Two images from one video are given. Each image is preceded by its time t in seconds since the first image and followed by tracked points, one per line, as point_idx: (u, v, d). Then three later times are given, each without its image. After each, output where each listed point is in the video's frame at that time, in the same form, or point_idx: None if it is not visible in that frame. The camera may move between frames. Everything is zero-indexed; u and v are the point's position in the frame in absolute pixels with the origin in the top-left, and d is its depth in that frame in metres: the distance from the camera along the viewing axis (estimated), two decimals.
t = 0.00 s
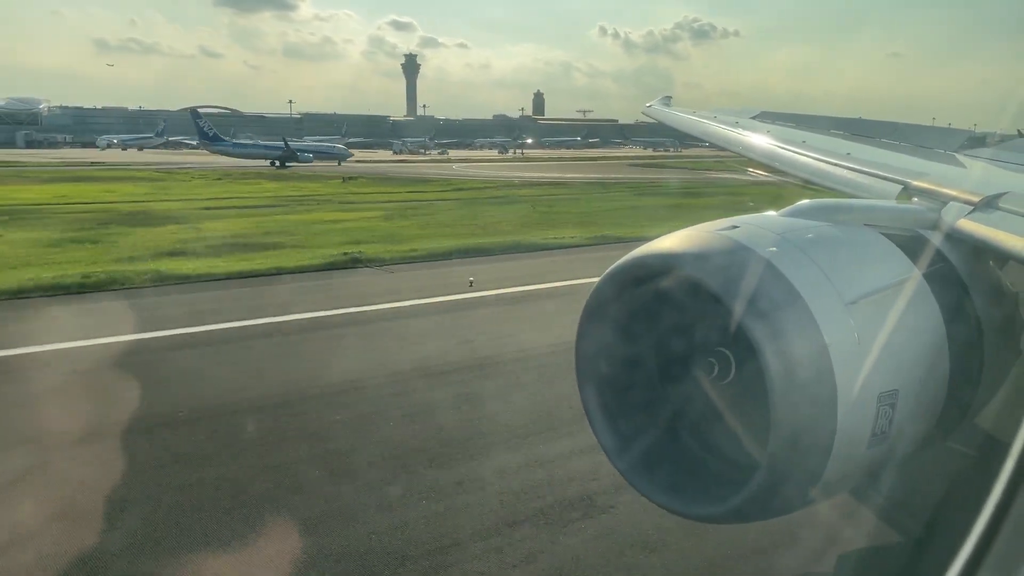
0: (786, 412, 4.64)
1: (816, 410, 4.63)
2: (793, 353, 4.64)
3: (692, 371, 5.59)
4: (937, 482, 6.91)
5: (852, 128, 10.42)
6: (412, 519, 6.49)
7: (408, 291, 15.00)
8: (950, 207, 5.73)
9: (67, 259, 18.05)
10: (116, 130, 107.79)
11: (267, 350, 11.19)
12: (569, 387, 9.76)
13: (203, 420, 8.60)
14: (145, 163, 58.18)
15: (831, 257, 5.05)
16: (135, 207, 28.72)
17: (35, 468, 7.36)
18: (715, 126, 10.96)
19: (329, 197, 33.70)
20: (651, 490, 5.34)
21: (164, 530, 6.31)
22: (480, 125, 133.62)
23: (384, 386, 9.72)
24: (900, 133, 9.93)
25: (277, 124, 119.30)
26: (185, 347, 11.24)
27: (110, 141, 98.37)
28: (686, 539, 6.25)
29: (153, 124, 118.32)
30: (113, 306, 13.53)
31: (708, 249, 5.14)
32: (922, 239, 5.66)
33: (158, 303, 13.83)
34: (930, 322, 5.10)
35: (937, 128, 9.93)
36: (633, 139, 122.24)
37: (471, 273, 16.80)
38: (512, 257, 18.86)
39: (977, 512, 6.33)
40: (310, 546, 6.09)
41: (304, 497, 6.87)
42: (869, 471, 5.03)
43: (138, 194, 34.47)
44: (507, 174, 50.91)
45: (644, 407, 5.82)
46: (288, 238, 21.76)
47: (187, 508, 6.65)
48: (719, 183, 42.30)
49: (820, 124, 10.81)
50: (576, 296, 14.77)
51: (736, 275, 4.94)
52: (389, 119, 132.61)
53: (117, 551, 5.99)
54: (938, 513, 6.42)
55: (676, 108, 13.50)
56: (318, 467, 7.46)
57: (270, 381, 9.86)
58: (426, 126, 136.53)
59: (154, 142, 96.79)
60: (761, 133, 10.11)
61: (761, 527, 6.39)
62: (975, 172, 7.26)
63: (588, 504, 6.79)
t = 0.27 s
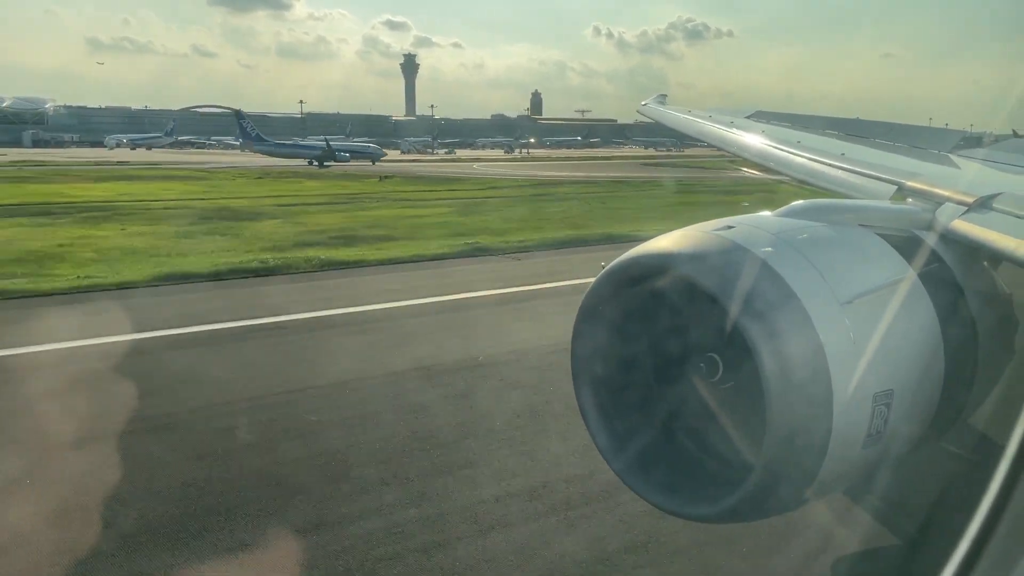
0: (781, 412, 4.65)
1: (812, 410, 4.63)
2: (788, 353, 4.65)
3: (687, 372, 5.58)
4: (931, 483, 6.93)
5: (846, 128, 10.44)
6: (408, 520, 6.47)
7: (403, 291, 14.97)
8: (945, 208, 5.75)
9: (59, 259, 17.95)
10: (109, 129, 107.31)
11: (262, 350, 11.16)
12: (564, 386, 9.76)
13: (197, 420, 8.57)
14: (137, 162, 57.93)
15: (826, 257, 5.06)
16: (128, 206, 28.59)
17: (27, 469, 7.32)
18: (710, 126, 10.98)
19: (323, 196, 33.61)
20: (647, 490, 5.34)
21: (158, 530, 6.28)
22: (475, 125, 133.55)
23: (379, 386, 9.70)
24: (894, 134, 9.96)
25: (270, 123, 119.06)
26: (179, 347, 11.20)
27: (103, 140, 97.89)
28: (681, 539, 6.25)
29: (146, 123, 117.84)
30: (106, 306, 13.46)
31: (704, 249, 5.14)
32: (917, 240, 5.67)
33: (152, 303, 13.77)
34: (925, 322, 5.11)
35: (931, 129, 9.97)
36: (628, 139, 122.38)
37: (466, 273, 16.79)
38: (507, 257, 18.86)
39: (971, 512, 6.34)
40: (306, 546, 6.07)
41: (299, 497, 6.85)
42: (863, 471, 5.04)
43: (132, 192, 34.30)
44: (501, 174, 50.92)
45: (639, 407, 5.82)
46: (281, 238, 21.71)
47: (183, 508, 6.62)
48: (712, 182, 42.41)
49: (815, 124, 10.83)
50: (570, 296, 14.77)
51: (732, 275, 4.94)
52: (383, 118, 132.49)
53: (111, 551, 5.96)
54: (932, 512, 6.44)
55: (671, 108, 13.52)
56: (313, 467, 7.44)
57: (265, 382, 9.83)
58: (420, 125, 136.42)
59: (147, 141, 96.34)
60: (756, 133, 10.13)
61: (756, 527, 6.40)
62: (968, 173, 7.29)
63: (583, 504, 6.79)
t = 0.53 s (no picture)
0: (777, 413, 4.66)
1: (807, 411, 4.65)
2: (783, 354, 4.66)
3: (683, 373, 5.59)
4: (925, 483, 6.95)
5: (841, 129, 10.48)
6: (403, 520, 6.47)
7: (398, 291, 14.96)
8: (939, 209, 5.77)
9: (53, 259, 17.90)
10: (103, 129, 106.95)
11: (257, 350, 11.13)
12: (560, 386, 9.76)
13: (192, 421, 8.55)
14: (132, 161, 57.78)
15: (821, 259, 5.07)
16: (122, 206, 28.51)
17: (22, 470, 7.29)
18: (705, 127, 11.00)
19: (318, 196, 33.56)
20: (643, 490, 5.35)
21: (153, 531, 6.26)
22: (470, 124, 133.50)
23: (375, 386, 9.69)
24: (889, 135, 9.99)
25: (266, 123, 118.80)
26: (174, 347, 11.17)
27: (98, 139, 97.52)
28: (677, 539, 6.26)
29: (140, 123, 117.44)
30: (101, 307, 13.43)
31: (699, 251, 5.15)
32: (911, 241, 5.69)
33: (147, 303, 13.74)
34: (919, 323, 5.13)
35: (925, 130, 10.01)
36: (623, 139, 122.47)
37: (461, 273, 16.78)
38: (503, 257, 18.85)
39: (965, 512, 6.36)
40: (302, 546, 6.07)
41: (295, 498, 6.84)
42: (858, 472, 5.05)
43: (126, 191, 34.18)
44: (496, 173, 50.88)
45: (636, 408, 5.83)
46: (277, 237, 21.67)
47: (178, 509, 6.61)
48: (708, 182, 42.47)
49: (809, 125, 10.86)
50: (566, 296, 14.78)
51: (727, 277, 4.95)
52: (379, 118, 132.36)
53: (107, 552, 5.96)
54: (927, 512, 6.47)
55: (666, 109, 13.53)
56: (309, 468, 7.43)
57: (260, 382, 9.82)
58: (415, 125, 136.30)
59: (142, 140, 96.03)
60: (751, 135, 10.15)
61: (751, 527, 6.42)
62: (962, 174, 7.32)
63: (579, 504, 6.80)
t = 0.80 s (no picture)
0: (775, 413, 4.65)
1: (805, 411, 4.64)
2: (781, 354, 4.65)
3: (681, 373, 5.58)
4: (923, 483, 6.95)
5: (838, 130, 10.48)
6: (400, 521, 6.46)
7: (396, 291, 14.94)
8: (938, 209, 5.77)
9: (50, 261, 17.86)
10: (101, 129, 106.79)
11: (254, 351, 11.11)
12: (558, 387, 9.75)
13: (189, 422, 8.53)
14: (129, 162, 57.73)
15: (819, 259, 5.07)
16: (119, 207, 28.46)
17: (18, 472, 7.27)
18: (703, 128, 11.00)
19: (316, 196, 33.53)
20: (640, 491, 5.33)
21: (149, 532, 6.25)
22: (467, 124, 133.46)
23: (373, 387, 9.68)
24: (886, 135, 9.99)
25: (263, 123, 118.67)
26: (170, 348, 11.15)
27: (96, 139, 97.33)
28: (675, 539, 6.25)
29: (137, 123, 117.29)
30: (97, 308, 13.40)
31: (697, 251, 5.14)
32: (909, 241, 5.69)
33: (143, 304, 13.71)
34: (917, 323, 5.12)
35: (923, 130, 10.01)
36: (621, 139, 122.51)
37: (459, 273, 16.75)
38: (500, 257, 18.84)
39: (963, 512, 6.36)
40: (298, 548, 6.05)
41: (292, 499, 6.83)
42: (856, 472, 5.05)
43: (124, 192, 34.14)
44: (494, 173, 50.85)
45: (633, 408, 5.81)
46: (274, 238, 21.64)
47: (175, 511, 6.59)
48: (705, 183, 42.48)
49: (808, 125, 10.86)
50: (564, 296, 14.76)
51: (725, 276, 4.94)
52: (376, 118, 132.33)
53: (103, 553, 5.94)
54: (925, 512, 6.47)
55: (665, 110, 13.53)
56: (306, 469, 7.41)
57: (258, 383, 9.79)
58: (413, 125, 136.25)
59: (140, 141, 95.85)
60: (749, 135, 10.15)
61: (748, 527, 6.41)
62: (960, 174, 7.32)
63: (577, 504, 6.78)
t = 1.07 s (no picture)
0: (775, 413, 4.63)
1: (806, 410, 4.62)
2: (781, 354, 4.63)
3: (680, 373, 5.56)
4: (923, 484, 6.93)
5: (839, 129, 10.46)
6: (399, 522, 6.43)
7: (395, 291, 14.90)
8: (938, 208, 5.75)
9: (48, 262, 17.82)
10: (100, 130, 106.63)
11: (252, 352, 11.08)
12: (558, 387, 9.73)
13: (187, 423, 8.50)
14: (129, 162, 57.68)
15: (819, 258, 5.05)
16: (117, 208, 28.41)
17: (15, 473, 7.24)
18: (702, 127, 10.98)
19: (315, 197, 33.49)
20: (640, 491, 5.31)
21: (147, 534, 6.22)
22: (466, 124, 133.42)
23: (371, 387, 9.65)
24: (886, 134, 9.98)
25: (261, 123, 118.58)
26: (168, 349, 11.11)
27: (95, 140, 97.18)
28: (675, 540, 6.23)
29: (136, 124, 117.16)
30: (96, 309, 13.37)
31: (696, 251, 5.12)
32: (910, 240, 5.67)
33: (141, 305, 13.68)
34: (917, 322, 5.11)
35: (923, 129, 9.99)
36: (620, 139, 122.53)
37: (458, 273, 16.73)
38: (500, 257, 18.80)
39: (964, 512, 6.34)
40: (297, 549, 6.03)
41: (291, 500, 6.80)
42: (857, 472, 5.03)
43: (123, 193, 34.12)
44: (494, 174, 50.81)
45: (633, 408, 5.79)
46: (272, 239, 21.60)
47: (173, 512, 6.56)
48: (705, 183, 42.47)
49: (807, 124, 10.85)
50: (563, 297, 14.74)
51: (725, 276, 4.92)
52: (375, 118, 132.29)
53: (100, 555, 5.91)
54: (925, 512, 6.45)
55: (664, 109, 13.51)
56: (305, 470, 7.38)
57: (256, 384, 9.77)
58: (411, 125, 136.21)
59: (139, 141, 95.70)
60: (748, 134, 10.13)
61: (748, 528, 6.39)
62: (961, 173, 7.30)
63: (576, 505, 6.76)
